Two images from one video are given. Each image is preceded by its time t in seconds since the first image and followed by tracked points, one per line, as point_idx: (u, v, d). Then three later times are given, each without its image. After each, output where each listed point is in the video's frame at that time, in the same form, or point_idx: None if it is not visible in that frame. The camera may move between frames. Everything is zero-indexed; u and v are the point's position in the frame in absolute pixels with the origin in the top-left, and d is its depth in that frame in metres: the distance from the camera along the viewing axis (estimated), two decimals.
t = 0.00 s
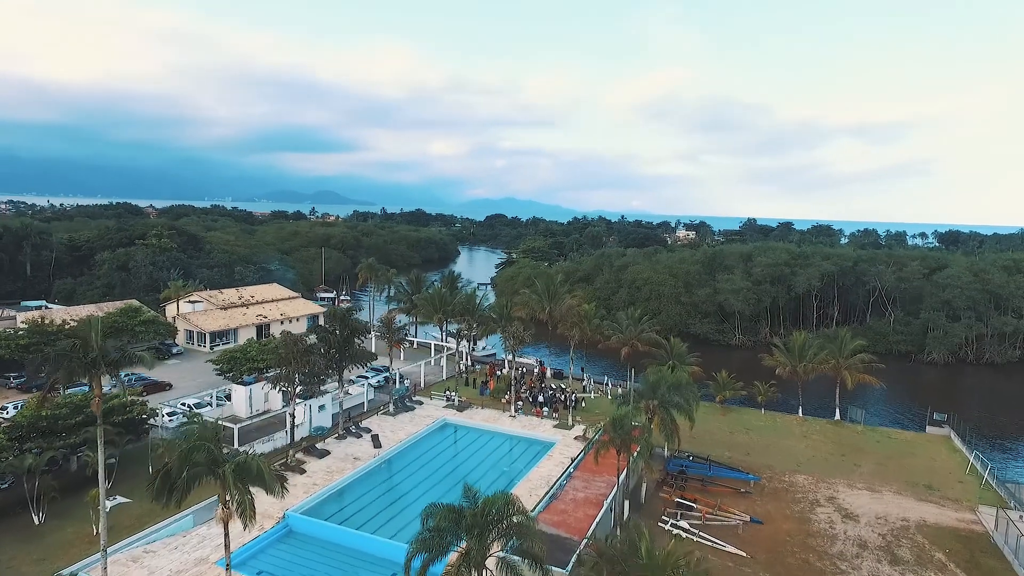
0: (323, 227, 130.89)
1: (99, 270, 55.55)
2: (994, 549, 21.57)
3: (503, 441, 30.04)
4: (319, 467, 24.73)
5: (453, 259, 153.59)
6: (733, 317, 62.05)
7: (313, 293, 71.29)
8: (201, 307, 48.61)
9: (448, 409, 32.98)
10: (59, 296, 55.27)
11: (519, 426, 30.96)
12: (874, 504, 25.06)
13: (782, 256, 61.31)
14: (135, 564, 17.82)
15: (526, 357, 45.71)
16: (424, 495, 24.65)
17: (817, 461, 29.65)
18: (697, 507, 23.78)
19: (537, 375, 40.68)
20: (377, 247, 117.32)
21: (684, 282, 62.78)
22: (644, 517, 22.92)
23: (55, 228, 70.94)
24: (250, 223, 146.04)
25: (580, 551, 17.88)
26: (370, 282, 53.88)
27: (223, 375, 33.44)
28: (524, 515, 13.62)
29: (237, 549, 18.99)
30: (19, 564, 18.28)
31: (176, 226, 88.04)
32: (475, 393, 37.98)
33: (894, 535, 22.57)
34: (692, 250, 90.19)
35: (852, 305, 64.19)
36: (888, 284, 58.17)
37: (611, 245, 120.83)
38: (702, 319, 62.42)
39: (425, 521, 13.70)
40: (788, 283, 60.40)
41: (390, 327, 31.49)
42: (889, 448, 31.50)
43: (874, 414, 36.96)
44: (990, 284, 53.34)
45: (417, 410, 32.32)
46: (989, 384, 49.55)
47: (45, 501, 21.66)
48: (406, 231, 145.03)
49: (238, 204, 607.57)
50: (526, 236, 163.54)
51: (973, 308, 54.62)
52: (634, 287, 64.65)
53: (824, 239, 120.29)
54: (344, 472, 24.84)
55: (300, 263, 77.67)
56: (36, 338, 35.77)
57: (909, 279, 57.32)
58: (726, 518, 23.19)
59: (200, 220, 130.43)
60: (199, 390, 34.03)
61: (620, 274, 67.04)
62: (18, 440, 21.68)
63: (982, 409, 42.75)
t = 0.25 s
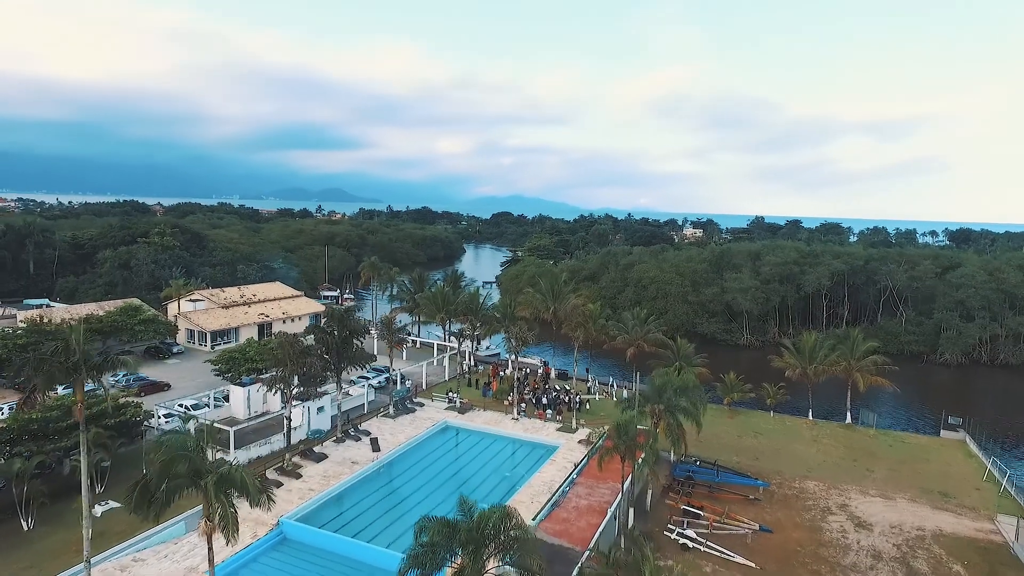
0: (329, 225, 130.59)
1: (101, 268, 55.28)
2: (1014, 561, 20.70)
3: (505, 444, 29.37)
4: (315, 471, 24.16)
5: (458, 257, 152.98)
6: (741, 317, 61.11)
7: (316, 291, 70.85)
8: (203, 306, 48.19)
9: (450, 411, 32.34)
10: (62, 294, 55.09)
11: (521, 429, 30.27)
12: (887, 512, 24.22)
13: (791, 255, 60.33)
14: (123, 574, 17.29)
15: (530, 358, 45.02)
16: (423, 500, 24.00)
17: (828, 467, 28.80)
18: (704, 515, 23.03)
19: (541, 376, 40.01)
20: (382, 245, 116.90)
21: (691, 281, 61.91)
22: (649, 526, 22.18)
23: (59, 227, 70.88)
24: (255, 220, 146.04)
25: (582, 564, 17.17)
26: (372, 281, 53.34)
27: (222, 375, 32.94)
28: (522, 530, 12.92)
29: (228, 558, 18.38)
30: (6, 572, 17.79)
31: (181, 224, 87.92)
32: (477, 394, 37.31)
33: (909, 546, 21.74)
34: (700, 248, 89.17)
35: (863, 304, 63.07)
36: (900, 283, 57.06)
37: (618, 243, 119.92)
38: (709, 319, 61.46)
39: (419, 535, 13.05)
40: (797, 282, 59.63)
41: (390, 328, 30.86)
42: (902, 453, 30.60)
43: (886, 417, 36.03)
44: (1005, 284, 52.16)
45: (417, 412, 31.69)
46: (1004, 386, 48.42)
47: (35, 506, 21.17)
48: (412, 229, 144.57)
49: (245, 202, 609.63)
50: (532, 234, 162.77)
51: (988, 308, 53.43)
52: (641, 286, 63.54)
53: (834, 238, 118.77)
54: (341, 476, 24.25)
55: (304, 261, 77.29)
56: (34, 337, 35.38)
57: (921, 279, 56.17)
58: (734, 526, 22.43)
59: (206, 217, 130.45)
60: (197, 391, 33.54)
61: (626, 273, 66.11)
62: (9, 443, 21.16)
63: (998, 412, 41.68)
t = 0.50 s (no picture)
0: (335, 222, 130.28)
1: (104, 266, 54.96)
2: None
3: (507, 448, 28.58)
4: (312, 477, 23.48)
5: (465, 255, 152.26)
6: (751, 316, 60.00)
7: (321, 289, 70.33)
8: (204, 305, 47.70)
9: (452, 413, 31.59)
10: (65, 292, 54.83)
11: (525, 432, 29.45)
12: (905, 522, 23.23)
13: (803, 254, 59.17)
14: None
15: (535, 358, 44.21)
16: (422, 507, 23.22)
17: (843, 474, 27.79)
18: (713, 525, 22.13)
19: (546, 378, 39.21)
20: (388, 242, 116.39)
21: (700, 280, 60.84)
22: (656, 536, 21.30)
23: (65, 224, 70.78)
24: (262, 218, 145.94)
25: None
26: (376, 279, 52.69)
27: (220, 376, 32.38)
28: (519, 550, 12.14)
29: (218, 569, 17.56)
30: None
31: (186, 222, 87.75)
32: (480, 396, 36.56)
33: (929, 559, 20.75)
34: (709, 246, 87.92)
35: (876, 304, 61.76)
36: (914, 283, 55.76)
37: (625, 241, 118.97)
38: (719, 319, 60.40)
39: (410, 554, 12.30)
40: (808, 282, 58.58)
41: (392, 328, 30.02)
42: (919, 459, 29.53)
43: (901, 422, 34.94)
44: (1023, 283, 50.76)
45: (418, 414, 30.95)
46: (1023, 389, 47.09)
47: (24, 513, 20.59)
48: (418, 226, 144.01)
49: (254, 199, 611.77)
50: (540, 231, 161.83)
51: (1006, 308, 52.04)
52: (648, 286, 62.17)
53: (845, 236, 117.12)
54: (338, 482, 23.54)
55: (309, 259, 76.83)
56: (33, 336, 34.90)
57: (936, 278, 54.84)
58: (745, 537, 21.52)
59: (212, 215, 130.43)
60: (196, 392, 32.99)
61: (634, 272, 65.15)
62: None
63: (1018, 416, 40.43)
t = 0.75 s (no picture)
0: (341, 220, 130.01)
1: (107, 264, 54.64)
2: None
3: (510, 452, 27.86)
4: (308, 482, 22.86)
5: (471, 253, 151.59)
6: (760, 316, 58.98)
7: (325, 287, 69.90)
8: (206, 303, 47.25)
9: (454, 416, 30.90)
10: (69, 290, 54.59)
11: (528, 436, 28.73)
12: (923, 533, 22.34)
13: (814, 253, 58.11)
14: None
15: (540, 359, 43.45)
16: (422, 514, 22.55)
17: (857, 481, 26.89)
18: (722, 535, 21.33)
19: (551, 380, 38.46)
20: (394, 240, 115.90)
21: (708, 279, 59.85)
22: (663, 548, 20.52)
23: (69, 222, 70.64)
24: (268, 215, 146.00)
25: None
26: (380, 278, 52.09)
27: (219, 377, 31.86)
28: (516, 570, 11.48)
29: None
30: None
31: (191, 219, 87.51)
32: (484, 398, 35.88)
33: (948, 573, 19.87)
34: (718, 245, 86.82)
35: (888, 304, 60.55)
36: (928, 282, 54.56)
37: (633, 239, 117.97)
38: (727, 319, 59.41)
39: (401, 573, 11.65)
40: (819, 281, 57.56)
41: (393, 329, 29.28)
42: (935, 465, 28.58)
43: (916, 426, 33.94)
44: None
45: (419, 417, 30.30)
46: None
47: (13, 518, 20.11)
48: (424, 224, 143.45)
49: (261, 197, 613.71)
50: (546, 229, 160.93)
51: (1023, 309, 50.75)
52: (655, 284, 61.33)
53: (856, 234, 115.48)
54: (335, 488, 22.92)
55: (313, 258, 76.37)
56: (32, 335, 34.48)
57: (951, 277, 53.61)
58: (755, 549, 20.70)
59: (219, 213, 130.41)
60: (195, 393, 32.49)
61: (641, 270, 64.22)
62: None
63: None
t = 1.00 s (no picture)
0: (349, 218, 129.82)
1: (113, 262, 54.41)
2: None
3: (514, 458, 27.00)
4: (306, 488, 22.15)
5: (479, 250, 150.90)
6: (773, 316, 57.72)
7: (331, 285, 69.41)
8: (210, 302, 46.84)
9: (458, 419, 30.07)
10: (75, 288, 54.44)
11: (533, 441, 27.88)
12: (947, 548, 21.24)
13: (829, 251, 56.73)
14: None
15: (547, 360, 42.54)
16: (422, 522, 21.74)
17: (875, 490, 25.79)
18: (735, 548, 20.35)
19: (558, 381, 37.58)
20: (402, 237, 115.32)
21: (720, 278, 58.67)
22: (673, 562, 19.58)
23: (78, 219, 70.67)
24: (278, 213, 146.13)
25: None
26: (385, 276, 51.41)
27: (220, 377, 31.28)
28: None
29: None
30: None
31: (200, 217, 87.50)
32: (488, 399, 35.07)
33: None
34: (729, 243, 85.37)
35: (905, 304, 59.03)
36: (947, 282, 53.05)
37: (643, 237, 116.71)
38: (739, 318, 58.20)
39: None
40: (834, 280, 56.24)
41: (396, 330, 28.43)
42: (958, 474, 27.39)
43: (936, 432, 32.71)
44: None
45: (422, 420, 29.52)
46: None
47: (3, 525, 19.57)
48: (432, 222, 142.80)
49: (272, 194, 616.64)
50: (555, 227, 159.73)
51: None
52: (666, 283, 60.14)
53: (871, 232, 113.47)
54: (333, 494, 22.16)
55: (320, 255, 75.91)
56: (32, 334, 34.04)
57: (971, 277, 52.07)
58: (770, 563, 19.71)
59: (228, 210, 130.67)
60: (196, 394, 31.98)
61: (651, 268, 63.14)
62: None
63: None
